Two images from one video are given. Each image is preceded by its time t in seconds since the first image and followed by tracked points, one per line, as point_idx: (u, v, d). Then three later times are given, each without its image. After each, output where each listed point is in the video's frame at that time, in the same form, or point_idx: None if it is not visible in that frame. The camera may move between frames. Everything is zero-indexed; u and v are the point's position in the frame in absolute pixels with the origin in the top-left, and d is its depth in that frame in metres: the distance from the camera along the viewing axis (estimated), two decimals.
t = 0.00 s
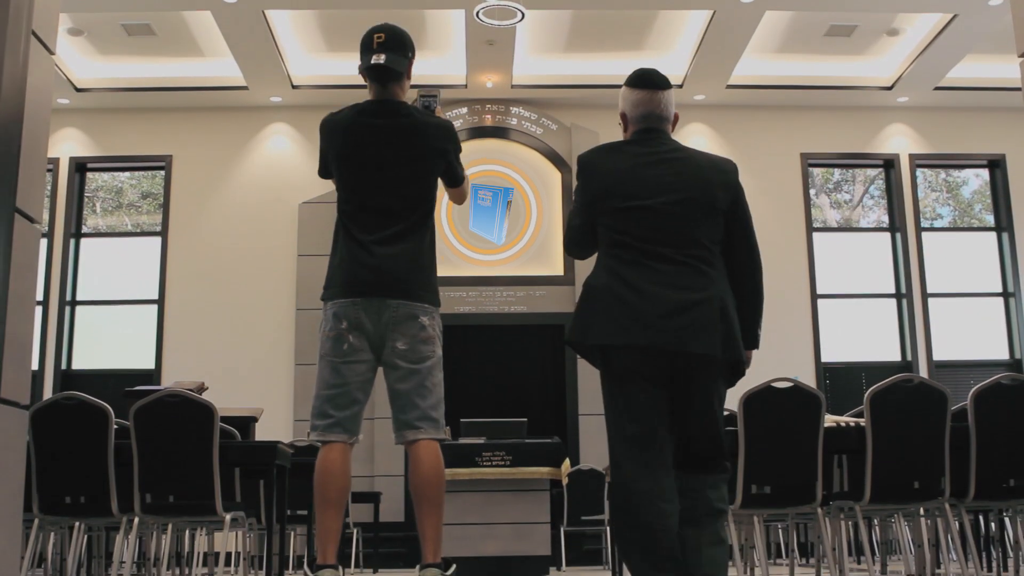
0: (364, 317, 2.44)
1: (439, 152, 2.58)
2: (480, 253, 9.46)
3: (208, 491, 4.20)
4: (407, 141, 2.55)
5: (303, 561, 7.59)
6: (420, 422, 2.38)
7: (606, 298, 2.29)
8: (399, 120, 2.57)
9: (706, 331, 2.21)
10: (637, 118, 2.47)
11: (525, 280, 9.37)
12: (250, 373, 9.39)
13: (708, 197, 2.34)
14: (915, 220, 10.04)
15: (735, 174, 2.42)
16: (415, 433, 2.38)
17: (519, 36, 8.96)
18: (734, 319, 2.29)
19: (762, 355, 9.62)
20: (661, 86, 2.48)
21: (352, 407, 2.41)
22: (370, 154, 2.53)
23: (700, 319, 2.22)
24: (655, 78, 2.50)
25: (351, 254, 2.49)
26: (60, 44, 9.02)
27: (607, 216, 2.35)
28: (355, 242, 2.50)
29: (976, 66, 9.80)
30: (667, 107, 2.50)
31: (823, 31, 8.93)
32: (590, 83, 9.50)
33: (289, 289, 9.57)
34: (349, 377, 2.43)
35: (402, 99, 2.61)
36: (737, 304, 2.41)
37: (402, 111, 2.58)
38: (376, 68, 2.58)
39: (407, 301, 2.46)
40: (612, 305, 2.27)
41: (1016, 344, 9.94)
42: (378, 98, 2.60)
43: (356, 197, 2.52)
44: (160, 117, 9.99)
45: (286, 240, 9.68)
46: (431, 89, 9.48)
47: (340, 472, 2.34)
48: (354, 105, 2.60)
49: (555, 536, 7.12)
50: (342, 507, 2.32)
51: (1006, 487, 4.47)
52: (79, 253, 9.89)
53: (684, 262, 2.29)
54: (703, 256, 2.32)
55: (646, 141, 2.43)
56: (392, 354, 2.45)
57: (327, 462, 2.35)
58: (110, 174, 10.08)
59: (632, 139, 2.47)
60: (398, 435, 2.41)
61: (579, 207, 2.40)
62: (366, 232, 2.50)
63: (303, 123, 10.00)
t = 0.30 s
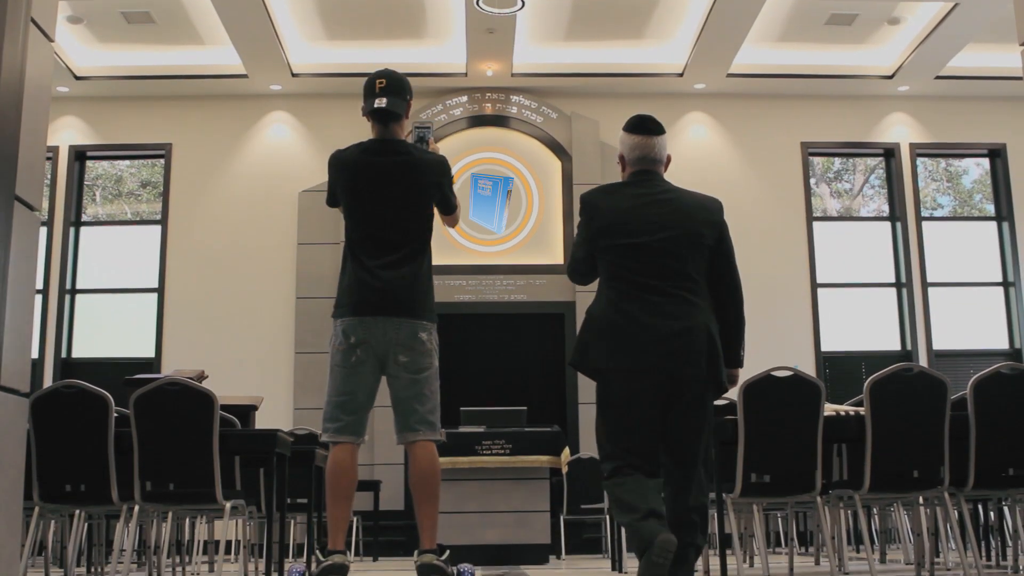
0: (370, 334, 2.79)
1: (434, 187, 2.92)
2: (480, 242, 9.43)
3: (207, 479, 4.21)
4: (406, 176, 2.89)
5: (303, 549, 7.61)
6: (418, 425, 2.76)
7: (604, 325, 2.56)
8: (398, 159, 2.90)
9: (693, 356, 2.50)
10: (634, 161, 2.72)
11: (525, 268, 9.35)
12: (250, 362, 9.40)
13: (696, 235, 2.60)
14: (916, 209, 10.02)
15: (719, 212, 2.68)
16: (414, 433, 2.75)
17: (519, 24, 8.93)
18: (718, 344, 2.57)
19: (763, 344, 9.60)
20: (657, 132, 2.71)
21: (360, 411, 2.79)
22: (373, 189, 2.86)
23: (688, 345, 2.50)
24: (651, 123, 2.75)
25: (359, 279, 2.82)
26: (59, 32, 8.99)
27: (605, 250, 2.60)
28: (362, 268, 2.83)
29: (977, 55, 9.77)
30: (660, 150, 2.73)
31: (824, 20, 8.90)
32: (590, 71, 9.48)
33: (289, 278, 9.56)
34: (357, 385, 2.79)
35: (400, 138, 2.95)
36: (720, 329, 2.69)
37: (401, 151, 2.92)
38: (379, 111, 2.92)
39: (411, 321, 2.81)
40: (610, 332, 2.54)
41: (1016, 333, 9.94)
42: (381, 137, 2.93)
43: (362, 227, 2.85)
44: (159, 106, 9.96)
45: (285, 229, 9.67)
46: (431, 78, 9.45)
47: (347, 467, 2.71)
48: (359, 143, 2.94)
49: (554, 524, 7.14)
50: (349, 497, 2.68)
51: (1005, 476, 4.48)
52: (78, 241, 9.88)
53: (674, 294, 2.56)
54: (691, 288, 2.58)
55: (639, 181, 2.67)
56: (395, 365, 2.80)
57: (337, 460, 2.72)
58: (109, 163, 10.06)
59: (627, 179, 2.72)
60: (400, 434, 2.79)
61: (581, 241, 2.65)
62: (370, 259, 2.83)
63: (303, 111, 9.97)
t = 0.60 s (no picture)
0: (373, 341, 2.99)
1: (431, 211, 3.09)
2: (480, 230, 9.40)
3: (207, 468, 4.22)
4: (406, 201, 3.06)
5: (303, 538, 7.63)
6: (416, 424, 2.93)
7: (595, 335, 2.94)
8: (398, 186, 3.07)
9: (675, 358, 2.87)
10: (618, 186, 3.12)
11: (526, 258, 9.33)
12: (250, 351, 9.39)
13: (674, 254, 2.98)
14: (916, 199, 10.01)
15: (694, 232, 3.07)
16: (412, 432, 2.94)
17: (519, 13, 8.90)
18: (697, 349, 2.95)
19: (763, 334, 9.60)
20: (637, 160, 3.11)
21: (363, 412, 2.98)
22: (375, 213, 3.04)
23: (670, 349, 2.87)
24: (632, 153, 3.15)
25: (364, 295, 3.02)
26: (58, 20, 8.95)
27: (595, 269, 2.99)
28: (365, 285, 3.03)
29: (979, 45, 9.74)
30: (640, 176, 3.13)
31: (825, 9, 8.87)
32: (591, 61, 9.45)
33: (289, 267, 9.55)
34: (360, 388, 3.00)
35: (401, 166, 3.11)
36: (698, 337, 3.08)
37: (401, 178, 3.09)
38: (382, 143, 3.09)
39: (409, 329, 3.01)
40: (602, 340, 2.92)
41: (1016, 323, 9.95)
42: (383, 165, 3.10)
43: (366, 247, 3.05)
44: (159, 95, 9.94)
45: (285, 218, 9.66)
46: (432, 67, 9.43)
47: (351, 464, 2.91)
48: (362, 170, 3.11)
49: (554, 514, 7.14)
50: (354, 490, 2.89)
51: (1005, 466, 4.48)
52: (78, 231, 9.87)
53: (656, 305, 2.94)
54: (670, 299, 2.97)
55: (623, 207, 3.06)
56: (395, 369, 3.00)
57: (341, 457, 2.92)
58: (109, 152, 10.04)
59: (612, 205, 3.11)
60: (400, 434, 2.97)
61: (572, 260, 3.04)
62: (373, 277, 3.03)
63: (302, 100, 9.94)
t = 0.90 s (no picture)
0: (378, 348, 3.22)
1: (432, 230, 3.32)
2: (480, 221, 9.38)
3: (207, 457, 4.22)
4: (407, 219, 3.29)
5: (303, 528, 7.65)
6: (419, 422, 3.16)
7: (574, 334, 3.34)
8: (400, 207, 3.29)
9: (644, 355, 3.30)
10: (596, 201, 3.50)
11: (525, 248, 9.31)
12: (249, 341, 9.39)
13: (646, 263, 3.38)
14: (916, 190, 9.99)
15: (666, 241, 3.47)
16: (415, 430, 3.17)
17: (519, 3, 8.87)
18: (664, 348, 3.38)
19: (762, 325, 9.60)
20: (614, 177, 3.51)
21: (371, 412, 3.22)
22: (380, 231, 3.27)
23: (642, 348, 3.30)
24: (610, 170, 3.55)
25: (370, 304, 3.25)
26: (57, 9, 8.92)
27: (575, 276, 3.38)
28: (372, 296, 3.25)
29: (980, 35, 9.70)
30: (616, 191, 3.53)
31: None
32: (591, 51, 9.42)
33: (289, 257, 9.55)
34: (367, 390, 3.23)
35: (403, 188, 3.33)
36: (666, 334, 3.51)
37: (403, 200, 3.31)
38: (385, 167, 3.32)
39: (410, 335, 3.24)
40: (579, 339, 3.32)
41: (1016, 315, 9.94)
42: (387, 189, 3.33)
43: (373, 263, 3.28)
44: (158, 84, 9.91)
45: (285, 208, 9.64)
46: (432, 56, 9.40)
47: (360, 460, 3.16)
48: (368, 193, 3.33)
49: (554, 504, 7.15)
50: (364, 483, 3.13)
51: (1004, 457, 4.47)
52: (78, 221, 9.86)
53: (629, 308, 3.35)
54: (643, 304, 3.38)
55: (603, 219, 3.45)
56: (399, 372, 3.22)
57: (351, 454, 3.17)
58: (108, 141, 10.02)
59: (592, 216, 3.50)
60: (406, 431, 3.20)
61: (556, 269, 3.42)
62: (380, 290, 3.26)
63: (302, 90, 9.92)
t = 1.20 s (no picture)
0: (385, 355, 3.61)
1: (434, 245, 3.75)
2: (480, 213, 9.36)
3: (207, 449, 4.22)
4: (412, 236, 3.72)
5: (303, 519, 7.66)
6: (422, 422, 3.56)
7: (572, 346, 3.61)
8: (405, 225, 3.73)
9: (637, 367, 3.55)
10: (592, 223, 3.82)
11: (525, 240, 9.30)
12: (249, 333, 9.39)
13: (638, 282, 3.67)
14: (916, 181, 9.98)
15: (656, 260, 3.76)
16: (418, 428, 3.57)
17: None
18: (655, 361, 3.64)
19: (762, 317, 9.59)
20: (610, 200, 3.81)
21: (379, 412, 3.61)
22: (387, 246, 3.70)
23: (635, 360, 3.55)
24: (607, 195, 3.84)
25: (377, 314, 3.64)
26: None
27: (573, 293, 3.66)
28: (380, 306, 3.65)
29: (981, 28, 9.68)
30: (611, 213, 3.83)
31: None
32: (591, 42, 9.40)
33: (288, 250, 9.54)
34: (375, 392, 3.62)
35: (407, 207, 3.78)
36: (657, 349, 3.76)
37: (407, 217, 3.75)
38: (391, 186, 3.74)
39: (413, 343, 3.62)
40: (578, 351, 3.58)
41: (1016, 307, 9.94)
42: (393, 207, 3.77)
43: (379, 276, 3.69)
44: (158, 76, 9.89)
45: (285, 200, 9.63)
46: (432, 48, 9.38)
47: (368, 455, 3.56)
48: (376, 210, 3.77)
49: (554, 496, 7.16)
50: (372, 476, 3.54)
51: (1004, 449, 4.48)
52: (78, 212, 9.85)
53: (623, 324, 3.62)
54: (636, 319, 3.65)
55: (599, 240, 3.75)
56: (404, 375, 3.62)
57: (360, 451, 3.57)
58: (108, 133, 10.00)
59: (589, 236, 3.81)
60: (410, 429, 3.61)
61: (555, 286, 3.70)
62: (385, 300, 3.66)
63: (302, 82, 9.90)
